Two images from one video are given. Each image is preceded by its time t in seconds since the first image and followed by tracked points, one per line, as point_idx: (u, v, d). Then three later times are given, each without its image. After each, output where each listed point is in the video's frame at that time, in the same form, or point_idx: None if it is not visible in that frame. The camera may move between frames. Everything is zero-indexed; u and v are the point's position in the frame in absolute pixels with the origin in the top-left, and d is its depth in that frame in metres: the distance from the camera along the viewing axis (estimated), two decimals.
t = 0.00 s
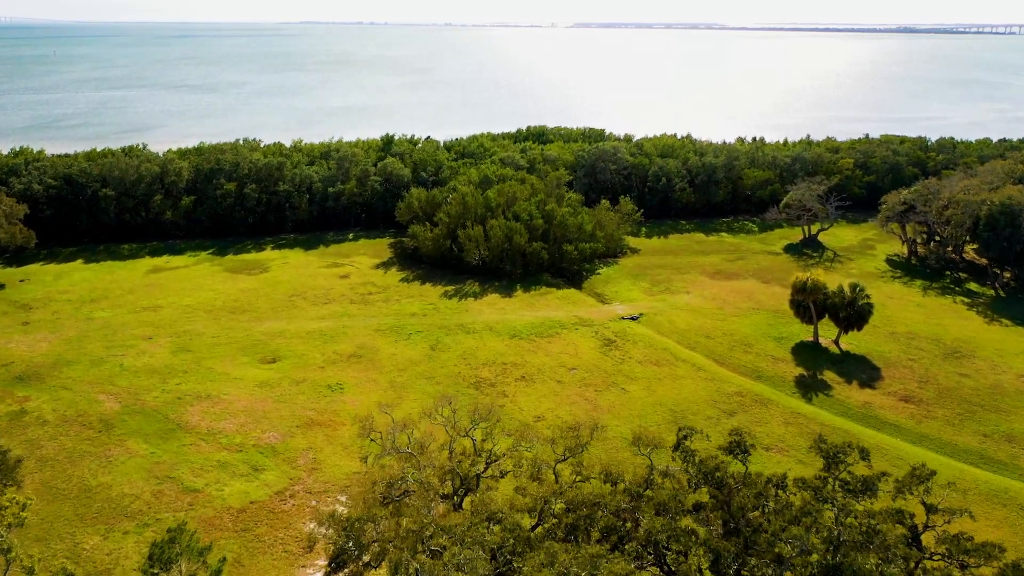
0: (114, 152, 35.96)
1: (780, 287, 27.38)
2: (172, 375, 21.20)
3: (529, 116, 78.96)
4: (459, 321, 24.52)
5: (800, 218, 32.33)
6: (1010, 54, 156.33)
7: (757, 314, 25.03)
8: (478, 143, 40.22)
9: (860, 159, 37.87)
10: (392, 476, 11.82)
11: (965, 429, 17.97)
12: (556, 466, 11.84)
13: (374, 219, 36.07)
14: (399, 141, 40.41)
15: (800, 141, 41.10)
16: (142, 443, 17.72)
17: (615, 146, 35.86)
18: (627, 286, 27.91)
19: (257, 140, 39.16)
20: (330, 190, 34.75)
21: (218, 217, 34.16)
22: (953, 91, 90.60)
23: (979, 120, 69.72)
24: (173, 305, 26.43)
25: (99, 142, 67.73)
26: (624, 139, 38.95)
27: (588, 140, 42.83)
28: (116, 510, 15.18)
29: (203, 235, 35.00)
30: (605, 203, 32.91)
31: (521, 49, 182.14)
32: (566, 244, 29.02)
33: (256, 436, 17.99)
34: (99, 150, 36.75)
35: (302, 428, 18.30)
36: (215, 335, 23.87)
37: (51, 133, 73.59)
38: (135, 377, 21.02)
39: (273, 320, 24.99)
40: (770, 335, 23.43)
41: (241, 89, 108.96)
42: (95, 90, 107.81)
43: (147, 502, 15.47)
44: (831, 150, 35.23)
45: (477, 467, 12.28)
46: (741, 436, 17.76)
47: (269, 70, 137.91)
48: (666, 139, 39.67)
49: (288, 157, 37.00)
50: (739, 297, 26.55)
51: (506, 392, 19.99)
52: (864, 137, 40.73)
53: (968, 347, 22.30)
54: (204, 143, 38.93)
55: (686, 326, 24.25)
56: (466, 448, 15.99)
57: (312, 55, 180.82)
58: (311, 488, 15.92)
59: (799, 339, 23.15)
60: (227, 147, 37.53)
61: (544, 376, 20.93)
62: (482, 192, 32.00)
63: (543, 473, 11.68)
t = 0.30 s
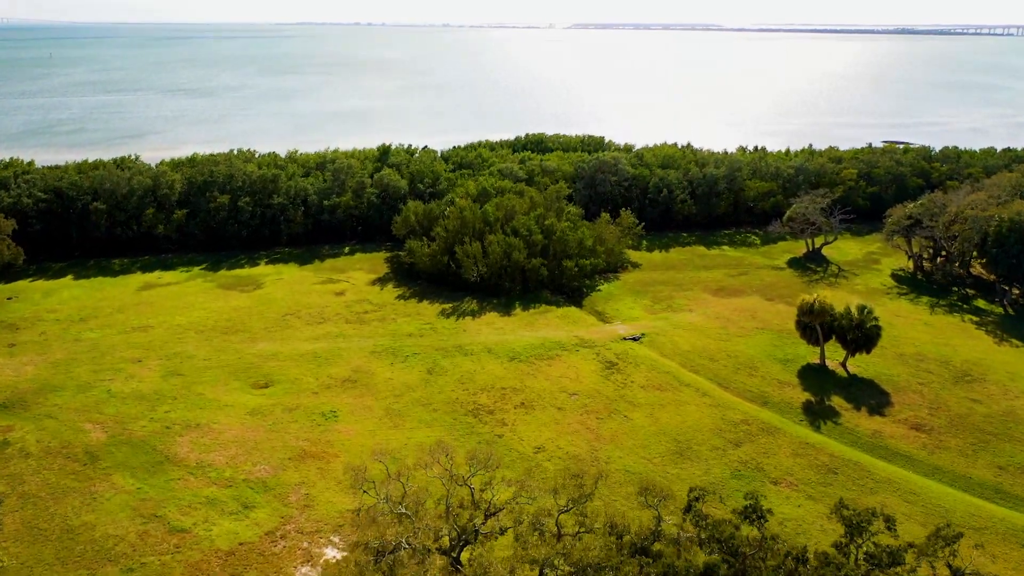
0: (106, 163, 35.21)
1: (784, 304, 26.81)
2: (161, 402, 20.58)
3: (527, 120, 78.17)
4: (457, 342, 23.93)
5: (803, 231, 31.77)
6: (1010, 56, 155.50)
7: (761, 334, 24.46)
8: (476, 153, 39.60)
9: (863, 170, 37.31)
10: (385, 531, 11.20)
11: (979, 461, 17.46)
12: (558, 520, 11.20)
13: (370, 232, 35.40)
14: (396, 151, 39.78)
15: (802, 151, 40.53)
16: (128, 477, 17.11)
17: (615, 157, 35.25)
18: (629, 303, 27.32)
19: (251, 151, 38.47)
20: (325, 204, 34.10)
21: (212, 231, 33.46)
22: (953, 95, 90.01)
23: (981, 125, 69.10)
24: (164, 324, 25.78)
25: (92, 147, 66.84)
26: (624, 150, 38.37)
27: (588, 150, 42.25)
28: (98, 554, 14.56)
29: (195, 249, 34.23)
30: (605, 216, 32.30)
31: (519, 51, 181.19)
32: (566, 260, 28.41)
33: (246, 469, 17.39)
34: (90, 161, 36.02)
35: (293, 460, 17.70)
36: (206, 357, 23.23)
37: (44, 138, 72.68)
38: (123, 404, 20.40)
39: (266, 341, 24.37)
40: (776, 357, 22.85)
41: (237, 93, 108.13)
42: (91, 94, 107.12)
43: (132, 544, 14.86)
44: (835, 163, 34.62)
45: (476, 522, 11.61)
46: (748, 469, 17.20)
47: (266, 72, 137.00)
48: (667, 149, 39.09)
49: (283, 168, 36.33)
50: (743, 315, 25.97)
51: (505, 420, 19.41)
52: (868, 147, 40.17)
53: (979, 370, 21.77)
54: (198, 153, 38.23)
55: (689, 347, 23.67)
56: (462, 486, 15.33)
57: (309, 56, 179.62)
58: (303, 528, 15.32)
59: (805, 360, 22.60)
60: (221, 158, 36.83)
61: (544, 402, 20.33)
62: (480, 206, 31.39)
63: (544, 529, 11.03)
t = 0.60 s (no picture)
0: (97, 178, 34.52)
1: (789, 326, 26.23)
2: (149, 433, 19.93)
3: (525, 128, 77.60)
4: (455, 367, 23.34)
5: (807, 249, 31.24)
6: (1009, 62, 155.47)
7: (766, 358, 23.91)
8: (474, 168, 39.02)
9: (867, 184, 36.82)
10: None
11: (996, 498, 16.92)
12: None
13: (367, 248, 34.78)
14: (393, 165, 39.20)
15: (804, 165, 40.06)
16: (113, 517, 16.48)
17: (616, 172, 34.72)
18: (630, 324, 26.77)
19: (246, 165, 37.82)
20: (321, 220, 33.48)
21: (205, 248, 32.82)
22: (953, 102, 89.62)
23: (982, 134, 68.63)
24: (154, 347, 25.15)
25: (86, 157, 65.99)
26: (624, 164, 37.82)
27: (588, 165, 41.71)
28: None
29: (188, 267, 33.48)
30: (606, 232, 31.75)
31: (517, 57, 180.79)
32: (567, 280, 27.84)
33: (236, 508, 16.76)
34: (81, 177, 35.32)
35: (286, 498, 17.07)
36: (197, 384, 22.61)
37: (38, 148, 71.88)
38: (110, 436, 19.76)
39: (259, 366, 23.76)
40: (782, 383, 22.29)
41: (234, 101, 107.53)
42: (88, 101, 106.42)
43: None
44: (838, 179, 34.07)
45: None
46: (756, 507, 16.61)
47: (263, 79, 136.35)
48: (667, 163, 38.55)
49: (278, 184, 35.71)
50: (747, 337, 25.40)
51: (504, 453, 18.82)
52: (871, 160, 39.66)
53: (991, 397, 21.25)
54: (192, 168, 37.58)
55: (693, 372, 23.09)
56: (456, 536, 14.67)
57: (307, 62, 178.91)
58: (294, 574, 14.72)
59: (812, 387, 22.01)
60: (215, 173, 36.18)
61: (545, 433, 19.73)
62: (478, 224, 30.76)
63: None
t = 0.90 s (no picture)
0: (89, 198, 33.92)
1: (795, 352, 25.65)
2: (137, 470, 19.28)
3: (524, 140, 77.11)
4: (453, 398, 22.71)
5: (811, 270, 30.70)
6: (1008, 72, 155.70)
7: (772, 387, 23.30)
8: (473, 186, 38.51)
9: (870, 203, 36.34)
10: None
11: (1013, 542, 16.34)
12: None
13: (364, 269, 34.16)
14: (390, 182, 38.67)
15: (806, 182, 39.59)
16: (97, 564, 15.82)
17: (616, 191, 34.22)
18: (632, 350, 26.17)
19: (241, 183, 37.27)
20: (317, 241, 32.88)
21: (199, 269, 32.20)
22: (952, 113, 89.34)
23: (983, 146, 68.27)
24: (144, 376, 24.50)
25: (81, 170, 65.32)
26: (624, 182, 37.35)
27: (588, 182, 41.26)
28: None
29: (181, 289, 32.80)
30: (606, 253, 31.18)
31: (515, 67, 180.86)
32: (567, 304, 27.25)
33: (225, 554, 16.11)
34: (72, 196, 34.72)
35: (277, 542, 16.43)
36: (187, 416, 21.96)
37: (33, 161, 71.19)
38: (96, 473, 19.11)
39: (252, 396, 23.13)
40: (789, 415, 21.68)
41: (232, 112, 107.09)
42: (84, 113, 105.91)
43: None
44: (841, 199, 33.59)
45: None
46: (765, 553, 15.99)
47: (261, 90, 135.93)
48: (668, 181, 38.10)
49: (273, 203, 35.16)
50: (752, 364, 24.81)
51: (503, 492, 18.19)
52: (874, 178, 39.19)
53: (1004, 430, 20.66)
54: (186, 186, 37.01)
55: (697, 402, 22.48)
56: None
57: (307, 72, 177.55)
58: None
59: (820, 419, 21.41)
60: (209, 191, 35.62)
61: (545, 469, 19.10)
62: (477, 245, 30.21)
63: None
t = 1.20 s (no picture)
0: (80, 219, 33.32)
1: (800, 381, 25.06)
2: (123, 510, 18.60)
3: (523, 153, 76.72)
4: (451, 431, 22.06)
5: (817, 293, 30.13)
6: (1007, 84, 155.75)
7: (778, 418, 22.70)
8: (471, 205, 38.01)
9: (874, 223, 35.86)
10: None
11: None
12: None
13: (360, 291, 33.54)
14: (387, 201, 38.16)
15: (808, 201, 39.13)
16: None
17: (617, 211, 33.74)
18: (634, 378, 25.58)
19: (236, 203, 36.72)
20: (312, 263, 32.26)
21: (192, 292, 31.56)
22: (952, 127, 89.19)
23: (984, 161, 68.00)
24: (133, 407, 23.84)
25: (76, 185, 64.76)
26: (624, 202, 36.88)
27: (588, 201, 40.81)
28: None
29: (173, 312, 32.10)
30: (607, 276, 30.63)
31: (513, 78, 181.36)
32: (567, 331, 26.68)
33: None
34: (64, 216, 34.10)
35: None
36: (176, 451, 21.29)
37: (27, 175, 70.54)
38: (80, 515, 18.42)
39: (244, 428, 22.48)
40: (796, 449, 21.07)
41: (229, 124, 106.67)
42: (81, 125, 105.49)
43: None
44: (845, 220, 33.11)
45: None
46: None
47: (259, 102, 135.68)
48: (669, 201, 37.63)
49: (269, 224, 34.60)
50: (757, 394, 24.20)
51: (503, 535, 17.54)
52: (877, 196, 38.76)
53: (1018, 466, 20.07)
54: (179, 206, 36.43)
55: (701, 435, 21.85)
56: None
57: (305, 84, 177.80)
58: None
59: (828, 453, 20.79)
60: (203, 212, 35.04)
61: (547, 510, 18.44)
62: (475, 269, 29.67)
63: None
